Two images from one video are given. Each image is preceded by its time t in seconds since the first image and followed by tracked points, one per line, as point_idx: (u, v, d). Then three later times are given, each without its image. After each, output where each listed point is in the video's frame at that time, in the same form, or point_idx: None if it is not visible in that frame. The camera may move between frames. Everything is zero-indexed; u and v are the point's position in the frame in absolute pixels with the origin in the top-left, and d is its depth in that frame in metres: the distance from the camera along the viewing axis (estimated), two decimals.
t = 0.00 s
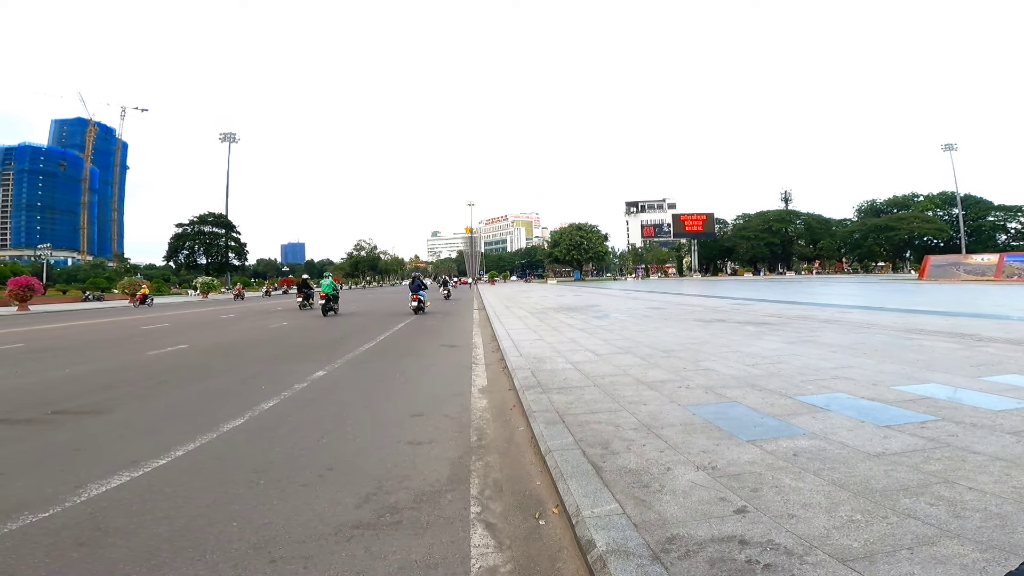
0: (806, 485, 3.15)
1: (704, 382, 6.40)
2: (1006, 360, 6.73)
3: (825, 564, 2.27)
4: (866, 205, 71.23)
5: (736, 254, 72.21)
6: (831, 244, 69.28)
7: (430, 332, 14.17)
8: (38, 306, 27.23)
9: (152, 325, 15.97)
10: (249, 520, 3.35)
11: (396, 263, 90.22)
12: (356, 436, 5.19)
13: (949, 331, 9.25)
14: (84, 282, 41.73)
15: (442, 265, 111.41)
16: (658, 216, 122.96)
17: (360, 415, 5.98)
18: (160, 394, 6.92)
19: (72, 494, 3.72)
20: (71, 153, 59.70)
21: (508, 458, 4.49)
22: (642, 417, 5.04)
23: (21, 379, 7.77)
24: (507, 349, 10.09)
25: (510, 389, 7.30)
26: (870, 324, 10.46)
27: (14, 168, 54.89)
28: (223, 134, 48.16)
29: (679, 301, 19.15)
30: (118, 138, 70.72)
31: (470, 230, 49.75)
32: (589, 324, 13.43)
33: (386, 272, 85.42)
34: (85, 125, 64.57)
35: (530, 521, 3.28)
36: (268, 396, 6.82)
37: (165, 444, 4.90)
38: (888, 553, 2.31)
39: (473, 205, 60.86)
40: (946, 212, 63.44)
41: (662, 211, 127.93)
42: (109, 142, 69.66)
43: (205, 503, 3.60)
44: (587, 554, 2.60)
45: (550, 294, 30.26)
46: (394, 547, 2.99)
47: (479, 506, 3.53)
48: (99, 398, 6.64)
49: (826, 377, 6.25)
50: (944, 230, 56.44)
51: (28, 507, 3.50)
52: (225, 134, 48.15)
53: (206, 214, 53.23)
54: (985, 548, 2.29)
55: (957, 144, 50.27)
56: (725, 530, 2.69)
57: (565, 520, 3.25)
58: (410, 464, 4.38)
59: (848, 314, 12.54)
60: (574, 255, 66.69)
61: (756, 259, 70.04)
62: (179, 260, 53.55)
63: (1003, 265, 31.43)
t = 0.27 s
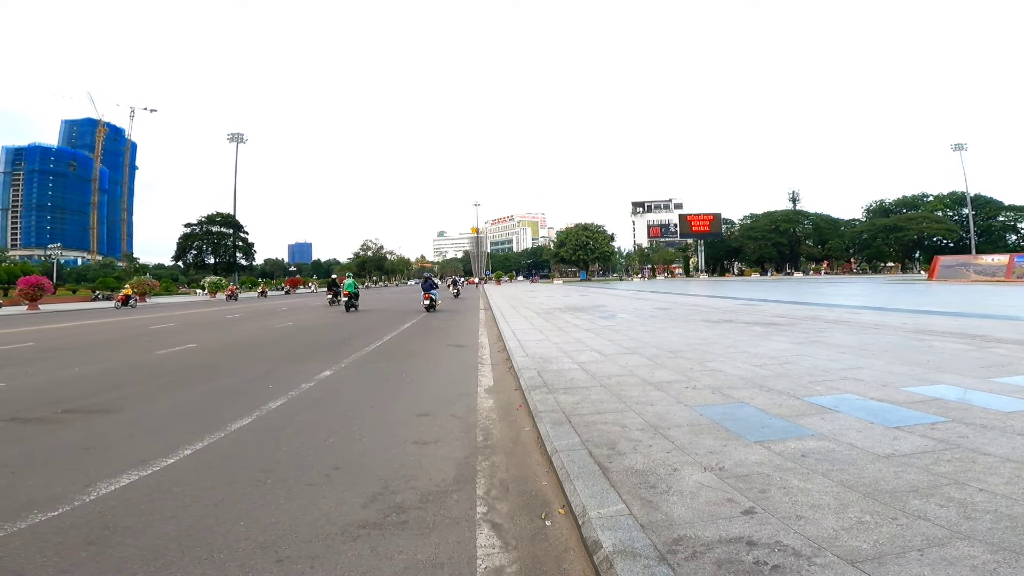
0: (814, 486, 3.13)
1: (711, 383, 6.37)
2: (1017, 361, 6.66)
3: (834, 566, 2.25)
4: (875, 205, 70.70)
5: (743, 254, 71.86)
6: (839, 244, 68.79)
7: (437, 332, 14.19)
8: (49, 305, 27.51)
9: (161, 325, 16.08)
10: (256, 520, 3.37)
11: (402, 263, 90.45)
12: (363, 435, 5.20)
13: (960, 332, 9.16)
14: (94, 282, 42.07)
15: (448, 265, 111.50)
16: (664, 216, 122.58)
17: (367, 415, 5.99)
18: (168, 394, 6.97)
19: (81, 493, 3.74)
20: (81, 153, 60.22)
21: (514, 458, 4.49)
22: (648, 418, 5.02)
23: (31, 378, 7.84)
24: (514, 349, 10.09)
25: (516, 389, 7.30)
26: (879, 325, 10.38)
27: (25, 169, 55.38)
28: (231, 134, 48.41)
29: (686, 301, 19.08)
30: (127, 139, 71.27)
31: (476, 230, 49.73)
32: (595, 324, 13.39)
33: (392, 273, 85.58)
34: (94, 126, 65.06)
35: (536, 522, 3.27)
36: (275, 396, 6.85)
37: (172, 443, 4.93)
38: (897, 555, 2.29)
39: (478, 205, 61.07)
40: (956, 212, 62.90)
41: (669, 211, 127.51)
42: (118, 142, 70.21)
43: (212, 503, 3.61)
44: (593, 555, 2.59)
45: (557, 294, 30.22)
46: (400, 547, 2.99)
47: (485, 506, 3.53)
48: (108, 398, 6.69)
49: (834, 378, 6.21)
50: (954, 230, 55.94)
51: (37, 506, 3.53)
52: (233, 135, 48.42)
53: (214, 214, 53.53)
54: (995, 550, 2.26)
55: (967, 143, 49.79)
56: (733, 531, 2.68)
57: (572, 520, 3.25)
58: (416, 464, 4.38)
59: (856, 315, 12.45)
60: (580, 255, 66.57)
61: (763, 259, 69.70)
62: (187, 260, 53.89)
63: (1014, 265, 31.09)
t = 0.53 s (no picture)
0: (820, 487, 3.11)
1: (715, 383, 6.35)
2: None
3: (839, 567, 2.24)
4: (880, 204, 70.40)
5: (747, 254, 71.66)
6: (844, 244, 68.51)
7: (440, 331, 14.20)
8: (55, 304, 27.68)
9: (166, 323, 16.13)
10: (260, 519, 3.37)
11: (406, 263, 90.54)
12: (366, 435, 5.20)
13: (966, 333, 9.11)
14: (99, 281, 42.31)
15: (452, 264, 111.55)
16: (668, 216, 122.36)
17: (370, 414, 5.99)
18: (172, 392, 6.98)
19: (85, 492, 3.75)
20: (87, 153, 60.55)
21: (517, 458, 4.47)
22: (652, 417, 5.00)
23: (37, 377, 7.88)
24: (517, 348, 10.08)
25: (520, 388, 7.28)
26: (885, 325, 10.33)
27: (32, 169, 55.77)
28: (236, 134, 48.56)
29: (690, 301, 19.03)
30: (132, 138, 71.56)
31: (479, 229, 49.75)
32: (599, 324, 13.37)
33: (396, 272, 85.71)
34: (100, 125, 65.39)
35: (540, 522, 3.26)
36: (278, 395, 6.86)
37: (176, 442, 4.93)
38: (904, 556, 2.27)
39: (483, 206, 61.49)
40: (962, 211, 62.55)
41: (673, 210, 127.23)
42: (124, 142, 70.51)
43: (215, 502, 3.61)
44: (597, 556, 2.58)
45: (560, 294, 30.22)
46: (403, 547, 2.99)
47: (488, 506, 3.52)
48: (113, 397, 6.71)
49: (839, 378, 6.18)
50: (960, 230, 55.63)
51: (42, 505, 3.53)
52: (238, 134, 48.54)
53: (219, 213, 53.72)
54: (1002, 551, 2.24)
55: (973, 143, 49.52)
56: (737, 532, 2.66)
57: (575, 521, 3.24)
58: (420, 464, 4.38)
59: (861, 315, 12.40)
60: (583, 255, 66.52)
61: (768, 259, 69.47)
62: (192, 259, 54.11)
63: (1020, 266, 30.90)
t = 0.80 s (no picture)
0: (822, 486, 3.10)
1: (716, 382, 6.34)
2: None
3: (842, 567, 2.23)
4: (881, 203, 70.32)
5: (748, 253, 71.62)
6: (845, 243, 68.44)
7: (441, 331, 14.19)
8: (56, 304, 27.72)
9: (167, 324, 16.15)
10: (261, 519, 3.36)
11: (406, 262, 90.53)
12: (367, 435, 5.19)
13: (968, 331, 9.09)
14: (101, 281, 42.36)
15: (452, 264, 111.57)
16: (669, 215, 121.90)
17: (371, 414, 5.99)
18: (173, 393, 6.98)
19: (85, 493, 3.74)
20: (88, 153, 60.68)
21: (518, 458, 4.47)
22: (654, 417, 4.99)
23: (38, 377, 7.88)
24: (518, 348, 10.07)
25: (521, 388, 7.28)
26: (887, 324, 10.31)
27: (33, 169, 55.81)
28: (237, 134, 48.54)
29: (691, 301, 19.00)
30: (133, 139, 71.64)
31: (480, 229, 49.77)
32: (600, 323, 13.35)
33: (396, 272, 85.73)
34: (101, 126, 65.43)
35: (541, 522, 3.26)
36: (279, 396, 6.85)
37: (177, 443, 4.93)
38: (907, 556, 2.26)
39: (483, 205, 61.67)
40: (963, 210, 62.46)
41: (673, 209, 127.12)
42: (125, 143, 70.55)
43: (216, 503, 3.61)
44: (598, 556, 2.57)
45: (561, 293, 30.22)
46: (404, 548, 2.98)
47: (489, 506, 3.51)
48: (113, 397, 6.71)
49: (841, 377, 6.16)
50: (961, 229, 55.56)
51: (42, 506, 3.53)
52: (238, 134, 48.54)
53: (219, 214, 53.74)
54: (1005, 551, 2.23)
55: (975, 141, 49.39)
56: (739, 532, 2.65)
57: (576, 521, 3.23)
58: (420, 464, 4.37)
59: (863, 314, 12.39)
60: (584, 254, 66.49)
61: (768, 258, 69.40)
62: (193, 259, 54.16)
63: (1020, 265, 30.88)
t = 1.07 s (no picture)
0: (818, 485, 3.10)
1: (712, 381, 6.35)
2: (1020, 359, 6.63)
3: (839, 566, 2.23)
4: (875, 203, 70.65)
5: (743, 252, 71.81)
6: (839, 242, 68.72)
7: (437, 329, 14.17)
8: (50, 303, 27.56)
9: (160, 322, 16.05)
10: (255, 519, 3.34)
11: (401, 261, 90.38)
12: (362, 434, 5.17)
13: (961, 330, 9.14)
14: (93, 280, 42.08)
15: (448, 262, 111.39)
16: (664, 214, 122.14)
17: (366, 413, 5.96)
18: (167, 391, 6.94)
19: (77, 493, 3.71)
20: (81, 151, 60.30)
21: (514, 457, 4.46)
22: (649, 416, 5.00)
23: (29, 376, 7.81)
24: (513, 346, 10.06)
25: (516, 387, 7.26)
26: (881, 323, 10.35)
27: (25, 168, 55.45)
28: (231, 132, 48.27)
29: (686, 299, 19.02)
30: (126, 137, 71.32)
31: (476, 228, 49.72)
32: (596, 322, 13.33)
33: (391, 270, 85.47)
34: (94, 124, 65.09)
35: (537, 521, 3.25)
36: (273, 394, 6.82)
37: (170, 442, 4.90)
38: (904, 555, 2.26)
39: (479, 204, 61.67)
40: (956, 209, 62.83)
41: (668, 208, 127.34)
42: (118, 140, 70.17)
43: (210, 502, 3.59)
44: (595, 556, 2.57)
45: (557, 292, 30.20)
46: (399, 547, 2.97)
47: (485, 505, 3.50)
48: (105, 396, 6.65)
49: (836, 376, 6.18)
50: (954, 228, 55.89)
51: (33, 505, 3.49)
52: (232, 132, 48.28)
53: (213, 212, 53.54)
54: (1002, 550, 2.24)
55: (968, 140, 49.64)
56: (735, 531, 2.65)
57: (573, 520, 3.22)
58: (416, 463, 4.35)
59: (857, 312, 12.43)
60: (580, 253, 66.56)
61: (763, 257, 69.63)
62: (186, 257, 53.90)
63: (1012, 264, 31.12)
